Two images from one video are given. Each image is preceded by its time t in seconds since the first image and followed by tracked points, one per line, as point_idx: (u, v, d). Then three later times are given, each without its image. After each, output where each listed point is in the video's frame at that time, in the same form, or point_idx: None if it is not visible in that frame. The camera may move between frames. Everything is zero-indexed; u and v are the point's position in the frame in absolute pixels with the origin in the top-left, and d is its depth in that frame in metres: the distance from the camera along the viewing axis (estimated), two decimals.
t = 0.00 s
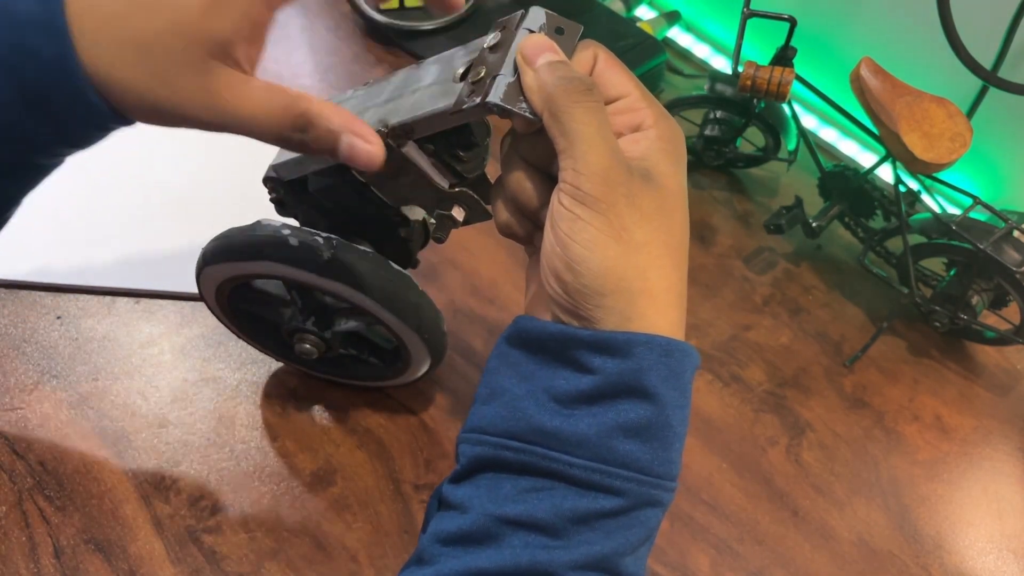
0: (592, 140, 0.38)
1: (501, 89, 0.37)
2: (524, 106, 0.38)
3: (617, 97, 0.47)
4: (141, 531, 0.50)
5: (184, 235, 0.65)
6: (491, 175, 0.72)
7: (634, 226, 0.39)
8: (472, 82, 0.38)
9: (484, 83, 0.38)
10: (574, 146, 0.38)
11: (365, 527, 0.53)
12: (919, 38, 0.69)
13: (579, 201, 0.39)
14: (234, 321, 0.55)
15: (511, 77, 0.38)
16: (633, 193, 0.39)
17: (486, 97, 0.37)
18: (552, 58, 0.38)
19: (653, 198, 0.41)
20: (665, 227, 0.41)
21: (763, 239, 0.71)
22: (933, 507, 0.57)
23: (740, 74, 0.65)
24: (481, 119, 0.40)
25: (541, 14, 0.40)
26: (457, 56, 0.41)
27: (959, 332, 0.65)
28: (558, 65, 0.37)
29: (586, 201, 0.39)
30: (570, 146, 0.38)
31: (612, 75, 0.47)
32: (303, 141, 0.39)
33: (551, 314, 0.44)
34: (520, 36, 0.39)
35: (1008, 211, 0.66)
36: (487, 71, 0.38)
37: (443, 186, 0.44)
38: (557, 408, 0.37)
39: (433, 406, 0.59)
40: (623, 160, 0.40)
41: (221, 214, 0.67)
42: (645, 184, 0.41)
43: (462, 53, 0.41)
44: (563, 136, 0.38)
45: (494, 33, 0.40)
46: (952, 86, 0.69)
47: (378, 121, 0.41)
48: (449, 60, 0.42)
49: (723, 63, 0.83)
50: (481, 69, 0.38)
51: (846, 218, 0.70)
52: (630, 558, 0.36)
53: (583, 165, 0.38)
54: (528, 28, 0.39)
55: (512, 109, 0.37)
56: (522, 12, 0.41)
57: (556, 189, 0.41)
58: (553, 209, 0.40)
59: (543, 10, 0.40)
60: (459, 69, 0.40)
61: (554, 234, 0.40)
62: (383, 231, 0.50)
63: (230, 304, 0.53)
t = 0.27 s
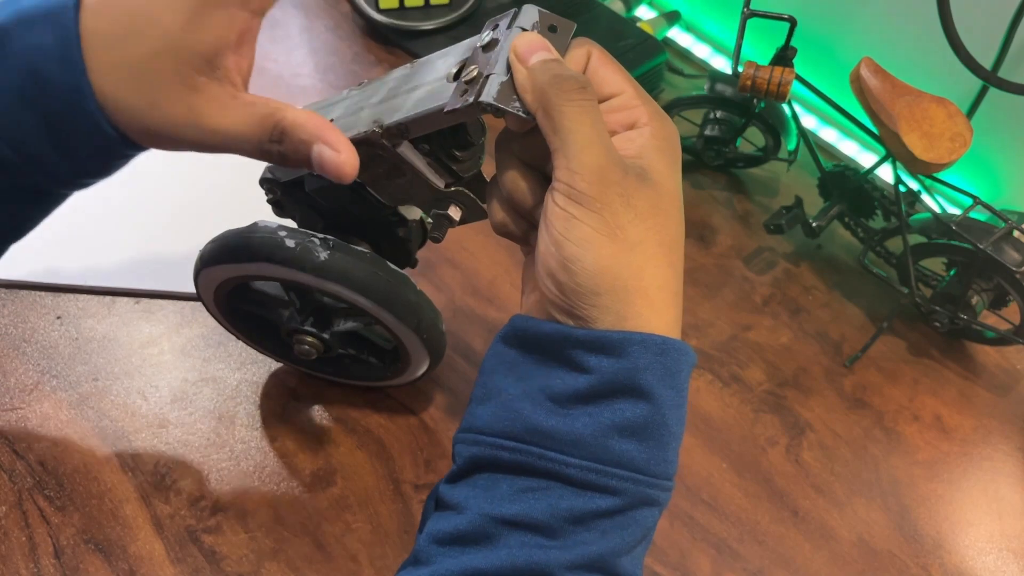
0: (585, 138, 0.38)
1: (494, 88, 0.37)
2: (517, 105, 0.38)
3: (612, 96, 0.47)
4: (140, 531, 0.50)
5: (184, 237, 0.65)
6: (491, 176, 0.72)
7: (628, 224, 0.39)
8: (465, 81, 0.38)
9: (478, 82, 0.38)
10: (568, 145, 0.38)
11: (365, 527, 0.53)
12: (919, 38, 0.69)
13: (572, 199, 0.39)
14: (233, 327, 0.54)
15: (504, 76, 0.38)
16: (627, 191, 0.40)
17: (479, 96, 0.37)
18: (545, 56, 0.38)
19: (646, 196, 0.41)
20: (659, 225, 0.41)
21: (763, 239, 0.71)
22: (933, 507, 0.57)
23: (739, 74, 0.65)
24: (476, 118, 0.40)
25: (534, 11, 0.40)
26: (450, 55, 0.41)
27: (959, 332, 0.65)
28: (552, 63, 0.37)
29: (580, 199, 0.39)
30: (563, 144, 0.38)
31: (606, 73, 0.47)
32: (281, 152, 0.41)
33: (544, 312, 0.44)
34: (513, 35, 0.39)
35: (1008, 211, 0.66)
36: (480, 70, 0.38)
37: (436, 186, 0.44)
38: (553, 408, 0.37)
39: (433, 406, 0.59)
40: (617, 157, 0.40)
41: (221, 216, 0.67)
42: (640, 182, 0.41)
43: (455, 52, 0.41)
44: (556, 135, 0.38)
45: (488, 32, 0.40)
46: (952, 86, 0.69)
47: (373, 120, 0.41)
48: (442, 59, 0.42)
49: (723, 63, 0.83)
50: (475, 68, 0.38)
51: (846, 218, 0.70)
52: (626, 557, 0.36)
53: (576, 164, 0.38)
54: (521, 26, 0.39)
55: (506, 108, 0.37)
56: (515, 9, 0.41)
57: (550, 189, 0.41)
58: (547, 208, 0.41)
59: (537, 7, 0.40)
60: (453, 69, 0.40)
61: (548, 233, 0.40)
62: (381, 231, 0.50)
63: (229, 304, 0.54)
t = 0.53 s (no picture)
0: (584, 138, 0.38)
1: (490, 86, 0.37)
2: (513, 104, 0.38)
3: (609, 95, 0.47)
4: (140, 531, 0.50)
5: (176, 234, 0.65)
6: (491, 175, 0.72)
7: (625, 223, 0.39)
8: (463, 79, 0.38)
9: (474, 80, 0.38)
10: (564, 143, 0.38)
11: (365, 527, 0.53)
12: (919, 38, 0.69)
13: (570, 198, 0.39)
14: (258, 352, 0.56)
15: (501, 74, 0.38)
16: (623, 190, 0.40)
17: (475, 94, 0.37)
18: (542, 55, 0.38)
19: (642, 194, 0.40)
20: (656, 224, 0.41)
21: (763, 239, 0.71)
22: (933, 507, 0.57)
23: (740, 74, 0.65)
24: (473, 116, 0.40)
25: (532, 10, 0.41)
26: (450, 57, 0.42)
27: (959, 332, 0.65)
28: (547, 61, 0.37)
29: (576, 198, 0.39)
30: (560, 143, 0.38)
31: (604, 72, 0.47)
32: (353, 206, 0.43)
33: (542, 311, 0.44)
34: (510, 34, 0.39)
35: (1008, 211, 0.66)
36: (477, 68, 0.38)
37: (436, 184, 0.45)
38: (550, 407, 0.37)
39: (433, 406, 0.59)
40: (612, 155, 0.40)
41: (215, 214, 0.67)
42: (636, 180, 0.41)
43: (456, 53, 0.42)
44: (553, 134, 0.38)
45: (486, 30, 0.40)
46: (952, 86, 0.69)
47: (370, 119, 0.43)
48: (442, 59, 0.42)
49: (723, 63, 0.83)
50: (472, 66, 0.38)
51: (846, 218, 0.70)
52: (624, 557, 0.36)
53: (573, 162, 0.38)
54: (518, 25, 0.40)
55: (502, 106, 0.37)
56: (512, 10, 0.41)
57: (547, 187, 0.41)
58: (543, 207, 0.41)
59: (533, 7, 0.41)
60: (451, 67, 0.40)
61: (545, 232, 0.40)
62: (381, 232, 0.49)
63: (229, 304, 0.54)
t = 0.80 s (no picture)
0: (596, 140, 0.38)
1: (505, 88, 0.37)
2: (528, 105, 0.38)
3: (621, 99, 0.47)
4: (140, 531, 0.50)
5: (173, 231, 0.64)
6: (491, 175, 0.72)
7: (637, 226, 0.39)
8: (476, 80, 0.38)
9: (489, 82, 0.38)
10: (578, 146, 0.38)
11: (365, 527, 0.53)
12: (919, 38, 0.69)
13: (582, 200, 0.39)
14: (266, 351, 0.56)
15: (515, 77, 0.38)
16: (635, 194, 0.39)
17: (490, 95, 0.37)
18: (557, 58, 0.38)
19: (655, 199, 0.41)
20: (667, 227, 0.41)
21: (763, 239, 0.71)
22: (933, 507, 0.57)
23: (740, 74, 0.65)
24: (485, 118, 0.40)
25: (546, 15, 0.41)
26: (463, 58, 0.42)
27: (959, 332, 0.65)
28: (563, 65, 0.37)
29: (589, 201, 0.39)
30: (573, 145, 0.38)
31: (615, 76, 0.47)
32: (379, 200, 0.42)
33: (552, 314, 0.44)
34: (524, 37, 0.39)
35: (1008, 211, 0.66)
36: (491, 70, 0.38)
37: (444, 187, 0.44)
38: (558, 408, 0.37)
39: (433, 406, 0.59)
40: (626, 160, 0.40)
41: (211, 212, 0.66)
42: (648, 184, 0.41)
43: (467, 53, 0.42)
44: (566, 135, 0.38)
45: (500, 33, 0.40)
46: (952, 86, 0.69)
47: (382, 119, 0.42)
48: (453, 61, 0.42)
49: (723, 63, 0.83)
50: (486, 68, 0.38)
51: (847, 218, 0.70)
52: (630, 558, 0.36)
53: (586, 165, 0.38)
54: (533, 28, 0.40)
55: (516, 108, 0.38)
56: (527, 12, 0.41)
57: (558, 189, 0.41)
58: (556, 209, 0.41)
59: (549, 11, 0.41)
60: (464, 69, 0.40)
61: (557, 234, 0.40)
62: (384, 231, 0.50)
63: (231, 302, 0.54)
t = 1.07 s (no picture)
0: (593, 141, 0.38)
1: (501, 90, 0.37)
2: (524, 107, 0.38)
3: (619, 98, 0.47)
4: (141, 531, 0.50)
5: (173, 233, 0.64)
6: (491, 175, 0.72)
7: (635, 227, 0.39)
8: (473, 81, 0.38)
9: (485, 83, 0.38)
10: (576, 147, 0.38)
11: (365, 527, 0.53)
12: (919, 38, 0.69)
13: (580, 201, 0.39)
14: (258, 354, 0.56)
15: (512, 78, 0.38)
16: (633, 194, 0.39)
17: (486, 97, 0.37)
18: (553, 59, 0.38)
19: (653, 200, 0.41)
20: (665, 227, 0.41)
21: (763, 239, 0.71)
22: (933, 507, 0.57)
23: (739, 74, 0.65)
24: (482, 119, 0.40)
25: (542, 13, 0.40)
26: (459, 58, 0.41)
27: (959, 332, 0.65)
28: (559, 66, 0.37)
29: (587, 202, 0.39)
30: (571, 146, 0.38)
31: (612, 77, 0.47)
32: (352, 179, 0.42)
33: (551, 315, 0.44)
34: (519, 37, 0.39)
35: (1008, 211, 0.66)
36: (487, 71, 0.38)
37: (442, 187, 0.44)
38: (557, 409, 0.37)
39: (433, 406, 0.59)
40: (624, 161, 0.40)
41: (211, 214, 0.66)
42: (646, 185, 0.41)
43: (462, 53, 0.42)
44: (563, 137, 0.38)
45: (495, 33, 0.40)
46: (952, 86, 0.69)
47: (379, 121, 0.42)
48: (447, 61, 0.42)
49: (723, 63, 0.83)
50: (482, 69, 0.38)
51: (846, 218, 0.70)
52: (630, 558, 0.36)
53: (584, 166, 0.38)
54: (529, 29, 0.39)
55: (513, 109, 0.37)
56: (523, 12, 0.41)
57: (557, 190, 0.41)
58: (554, 210, 0.41)
59: (545, 10, 0.40)
60: (460, 69, 0.40)
61: (555, 235, 0.40)
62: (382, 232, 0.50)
63: (230, 303, 0.53)
